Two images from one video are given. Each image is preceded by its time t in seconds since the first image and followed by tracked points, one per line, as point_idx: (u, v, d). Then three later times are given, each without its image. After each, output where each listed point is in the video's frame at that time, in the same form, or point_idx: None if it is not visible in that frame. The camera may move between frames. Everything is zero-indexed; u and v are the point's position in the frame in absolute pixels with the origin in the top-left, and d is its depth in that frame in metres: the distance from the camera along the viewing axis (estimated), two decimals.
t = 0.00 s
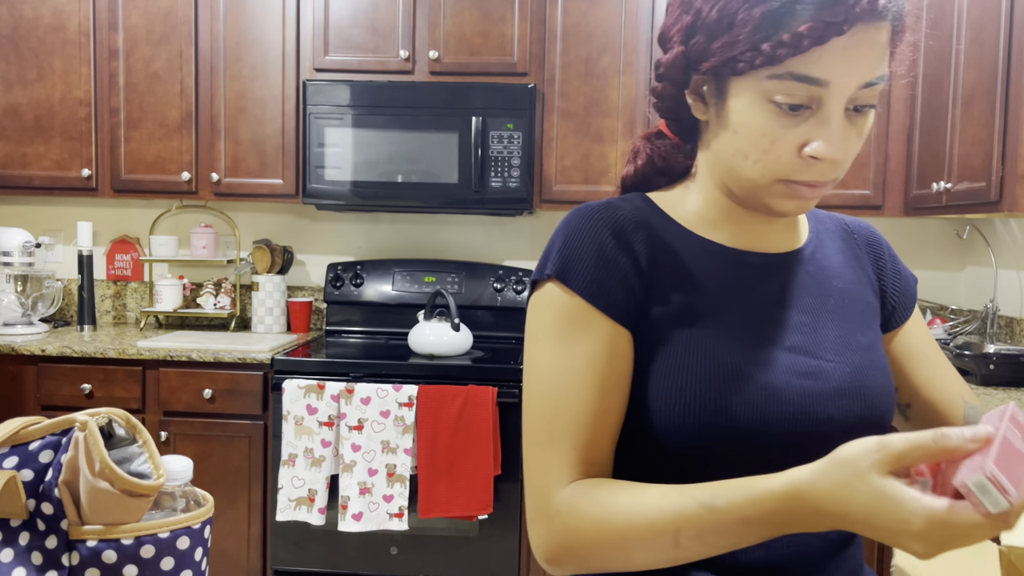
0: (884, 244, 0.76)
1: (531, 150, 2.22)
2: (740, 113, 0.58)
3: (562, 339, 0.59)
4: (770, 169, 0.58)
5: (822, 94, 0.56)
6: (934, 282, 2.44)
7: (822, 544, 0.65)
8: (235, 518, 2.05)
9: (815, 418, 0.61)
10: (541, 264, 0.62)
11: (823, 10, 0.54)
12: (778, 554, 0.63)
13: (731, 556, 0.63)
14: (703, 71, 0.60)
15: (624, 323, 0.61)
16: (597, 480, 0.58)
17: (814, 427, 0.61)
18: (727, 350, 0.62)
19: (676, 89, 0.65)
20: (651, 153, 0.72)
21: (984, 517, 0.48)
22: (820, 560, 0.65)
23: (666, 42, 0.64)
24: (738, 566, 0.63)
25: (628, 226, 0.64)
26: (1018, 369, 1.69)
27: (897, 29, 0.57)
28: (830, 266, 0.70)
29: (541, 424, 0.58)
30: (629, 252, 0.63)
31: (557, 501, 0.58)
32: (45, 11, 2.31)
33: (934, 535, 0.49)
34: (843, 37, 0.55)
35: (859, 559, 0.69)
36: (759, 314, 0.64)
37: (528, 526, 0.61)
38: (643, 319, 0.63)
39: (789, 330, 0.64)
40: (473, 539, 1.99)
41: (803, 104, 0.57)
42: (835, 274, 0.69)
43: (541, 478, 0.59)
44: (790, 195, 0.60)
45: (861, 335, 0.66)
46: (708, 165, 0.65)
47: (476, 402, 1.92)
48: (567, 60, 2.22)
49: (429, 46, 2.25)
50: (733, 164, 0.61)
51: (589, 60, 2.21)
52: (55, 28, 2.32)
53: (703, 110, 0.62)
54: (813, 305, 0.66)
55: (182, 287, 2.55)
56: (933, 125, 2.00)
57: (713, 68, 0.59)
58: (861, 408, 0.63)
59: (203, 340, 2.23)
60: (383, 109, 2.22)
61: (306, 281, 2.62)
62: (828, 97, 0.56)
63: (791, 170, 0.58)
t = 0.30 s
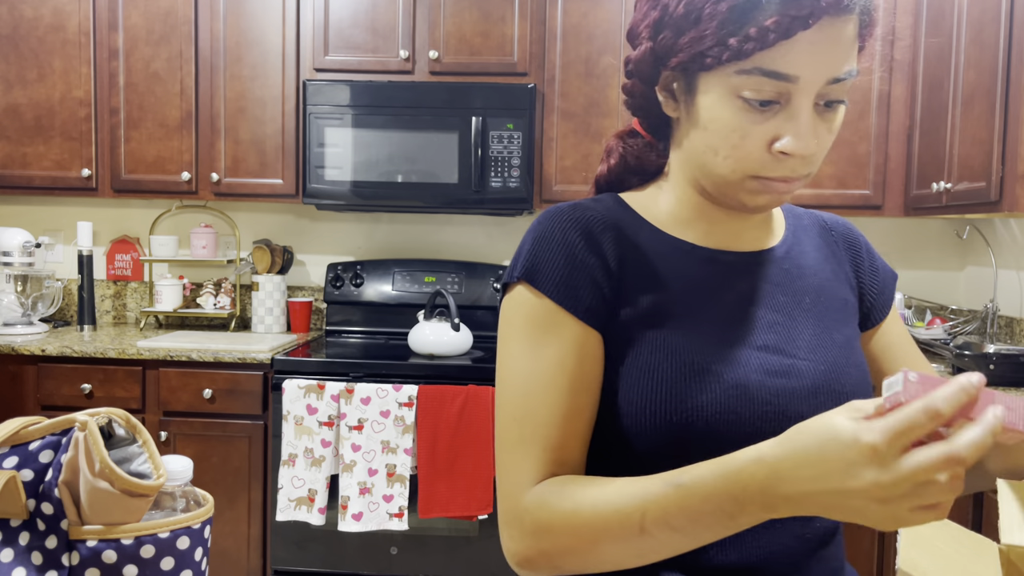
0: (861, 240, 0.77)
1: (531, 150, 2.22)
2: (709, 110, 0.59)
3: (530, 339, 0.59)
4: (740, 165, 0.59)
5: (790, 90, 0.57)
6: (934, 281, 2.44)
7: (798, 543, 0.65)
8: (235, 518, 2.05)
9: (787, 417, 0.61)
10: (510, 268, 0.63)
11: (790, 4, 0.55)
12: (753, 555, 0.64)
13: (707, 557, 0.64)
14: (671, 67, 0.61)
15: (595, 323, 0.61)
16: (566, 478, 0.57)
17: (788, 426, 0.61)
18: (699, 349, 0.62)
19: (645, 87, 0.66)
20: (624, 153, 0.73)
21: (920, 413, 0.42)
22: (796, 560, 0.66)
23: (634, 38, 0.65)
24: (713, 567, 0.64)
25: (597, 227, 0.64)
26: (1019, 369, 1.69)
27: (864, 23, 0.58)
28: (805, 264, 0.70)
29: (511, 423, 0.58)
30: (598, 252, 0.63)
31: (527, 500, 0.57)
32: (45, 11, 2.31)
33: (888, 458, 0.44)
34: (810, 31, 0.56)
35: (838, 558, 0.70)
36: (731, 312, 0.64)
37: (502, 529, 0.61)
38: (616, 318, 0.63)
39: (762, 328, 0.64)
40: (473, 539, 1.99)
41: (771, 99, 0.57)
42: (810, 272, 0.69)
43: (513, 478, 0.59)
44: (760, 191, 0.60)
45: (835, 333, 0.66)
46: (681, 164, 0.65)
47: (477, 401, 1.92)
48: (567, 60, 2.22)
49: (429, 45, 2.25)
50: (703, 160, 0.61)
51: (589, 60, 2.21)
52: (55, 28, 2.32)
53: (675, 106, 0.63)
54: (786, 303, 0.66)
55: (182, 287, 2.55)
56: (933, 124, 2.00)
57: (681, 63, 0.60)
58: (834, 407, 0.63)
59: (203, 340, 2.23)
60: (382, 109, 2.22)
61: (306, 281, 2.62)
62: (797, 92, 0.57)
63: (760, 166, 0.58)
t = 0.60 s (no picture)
0: (828, 235, 0.80)
1: (531, 150, 2.22)
2: (706, 101, 0.61)
3: (521, 345, 0.58)
4: (735, 156, 0.61)
5: (786, 80, 0.59)
6: (934, 281, 2.44)
7: (790, 544, 0.66)
8: (235, 518, 2.05)
9: (777, 413, 0.62)
10: (493, 274, 0.62)
11: None
12: (746, 558, 0.64)
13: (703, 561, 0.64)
14: (663, 59, 0.63)
15: (585, 325, 0.61)
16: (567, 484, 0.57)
17: (777, 421, 0.62)
18: (689, 348, 0.63)
19: (636, 79, 0.67)
20: (601, 151, 0.73)
21: (930, 388, 0.44)
22: (789, 560, 0.66)
23: (625, 31, 0.66)
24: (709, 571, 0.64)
25: (582, 228, 0.64)
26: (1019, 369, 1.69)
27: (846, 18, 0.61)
28: (783, 261, 0.72)
29: (507, 433, 0.58)
30: (584, 255, 0.63)
31: (531, 512, 0.56)
32: (45, 11, 2.31)
33: (910, 436, 0.46)
34: (809, 22, 0.58)
35: (827, 555, 0.70)
36: (717, 311, 0.65)
37: (501, 541, 0.60)
38: (605, 319, 0.63)
39: (748, 325, 0.65)
40: (473, 539, 1.98)
41: (767, 91, 0.59)
42: (785, 269, 0.71)
43: (513, 489, 0.58)
44: (751, 180, 0.62)
45: (816, 327, 0.68)
46: (662, 163, 0.68)
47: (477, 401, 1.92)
48: (567, 60, 2.21)
49: (429, 45, 2.25)
50: (695, 153, 0.63)
51: (589, 60, 2.21)
52: (55, 28, 2.32)
53: (659, 102, 0.65)
54: (767, 300, 0.68)
55: (182, 287, 2.55)
56: (933, 124, 2.00)
57: (676, 55, 0.61)
58: (821, 400, 0.65)
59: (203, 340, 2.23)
60: (382, 109, 2.22)
61: (306, 281, 2.62)
62: (792, 84, 0.59)
63: (755, 156, 0.61)
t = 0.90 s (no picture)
0: (819, 236, 0.80)
1: (531, 150, 2.22)
2: (701, 100, 0.61)
3: (514, 346, 0.58)
4: (729, 155, 0.61)
5: (780, 79, 0.59)
6: (934, 282, 2.44)
7: (784, 543, 0.66)
8: (235, 518, 2.05)
9: (768, 413, 0.62)
10: (486, 275, 0.62)
11: None
12: (740, 558, 0.64)
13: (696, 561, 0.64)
14: (659, 58, 0.63)
15: (577, 326, 0.61)
16: (564, 485, 0.57)
17: (768, 421, 0.62)
18: (681, 348, 0.63)
19: (629, 78, 0.66)
20: (593, 152, 0.73)
21: (929, 385, 0.45)
22: (781, 560, 0.66)
23: (619, 29, 0.66)
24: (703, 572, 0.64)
25: (574, 228, 0.64)
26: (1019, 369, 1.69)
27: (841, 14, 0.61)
28: (772, 262, 0.72)
29: (501, 433, 0.57)
30: (576, 255, 0.63)
31: (528, 514, 0.56)
32: (45, 11, 2.31)
33: (911, 433, 0.46)
34: (804, 19, 0.58)
35: (821, 555, 0.70)
36: (709, 311, 0.65)
37: (496, 543, 0.60)
38: (597, 320, 0.63)
39: (740, 326, 0.65)
40: (473, 539, 1.98)
41: (763, 89, 0.60)
42: (775, 270, 0.71)
43: (508, 490, 0.57)
44: (744, 180, 0.62)
45: (806, 328, 0.69)
46: (654, 163, 0.67)
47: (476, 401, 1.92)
48: (567, 60, 2.21)
49: (429, 45, 2.25)
50: (689, 153, 0.63)
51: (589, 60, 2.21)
52: (55, 28, 2.32)
53: (653, 101, 0.65)
54: (758, 301, 0.68)
55: (182, 287, 2.55)
56: (933, 124, 2.00)
57: (672, 53, 0.61)
58: (812, 399, 0.65)
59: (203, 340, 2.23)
60: (382, 108, 2.22)
61: (306, 281, 2.62)
62: (787, 82, 0.59)
63: (749, 155, 0.60)
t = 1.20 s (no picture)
0: (814, 237, 0.80)
1: (531, 150, 2.22)
2: (689, 98, 0.61)
3: (507, 344, 0.58)
4: (713, 155, 0.60)
5: (770, 80, 0.59)
6: (934, 281, 2.44)
7: (776, 543, 0.66)
8: (235, 518, 2.05)
9: (760, 413, 0.62)
10: (479, 274, 0.62)
11: None
12: (733, 559, 0.64)
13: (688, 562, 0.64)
14: (651, 52, 0.63)
15: (570, 325, 0.61)
16: (559, 484, 0.57)
17: (761, 421, 0.62)
18: (673, 348, 0.63)
19: (625, 72, 0.67)
20: (589, 147, 0.73)
21: (925, 395, 0.45)
22: (773, 560, 0.66)
23: (615, 21, 0.66)
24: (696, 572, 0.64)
25: (567, 227, 0.64)
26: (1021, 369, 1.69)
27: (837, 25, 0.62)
28: (766, 263, 0.72)
29: (495, 432, 0.57)
30: (570, 254, 0.63)
31: (523, 512, 0.56)
32: (45, 11, 2.31)
33: (908, 443, 0.47)
34: (796, 22, 0.58)
35: (815, 556, 0.70)
36: (701, 312, 0.65)
37: (491, 542, 0.60)
38: (590, 319, 0.63)
39: (733, 326, 0.65)
40: (473, 539, 1.98)
41: (752, 91, 0.60)
42: (769, 271, 0.71)
43: (502, 490, 0.57)
44: (727, 186, 0.62)
45: (800, 328, 0.68)
46: (646, 159, 0.67)
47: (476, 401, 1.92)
48: (567, 60, 2.21)
49: (429, 46, 2.25)
50: (675, 151, 0.62)
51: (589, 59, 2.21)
52: (55, 28, 2.32)
53: (646, 95, 0.65)
54: (751, 302, 0.68)
55: (182, 287, 2.55)
56: (933, 123, 2.00)
57: (663, 48, 0.61)
58: (805, 400, 0.65)
59: (203, 340, 2.23)
60: (382, 108, 2.22)
61: (306, 281, 2.62)
62: (777, 84, 0.59)
63: (735, 158, 0.60)
